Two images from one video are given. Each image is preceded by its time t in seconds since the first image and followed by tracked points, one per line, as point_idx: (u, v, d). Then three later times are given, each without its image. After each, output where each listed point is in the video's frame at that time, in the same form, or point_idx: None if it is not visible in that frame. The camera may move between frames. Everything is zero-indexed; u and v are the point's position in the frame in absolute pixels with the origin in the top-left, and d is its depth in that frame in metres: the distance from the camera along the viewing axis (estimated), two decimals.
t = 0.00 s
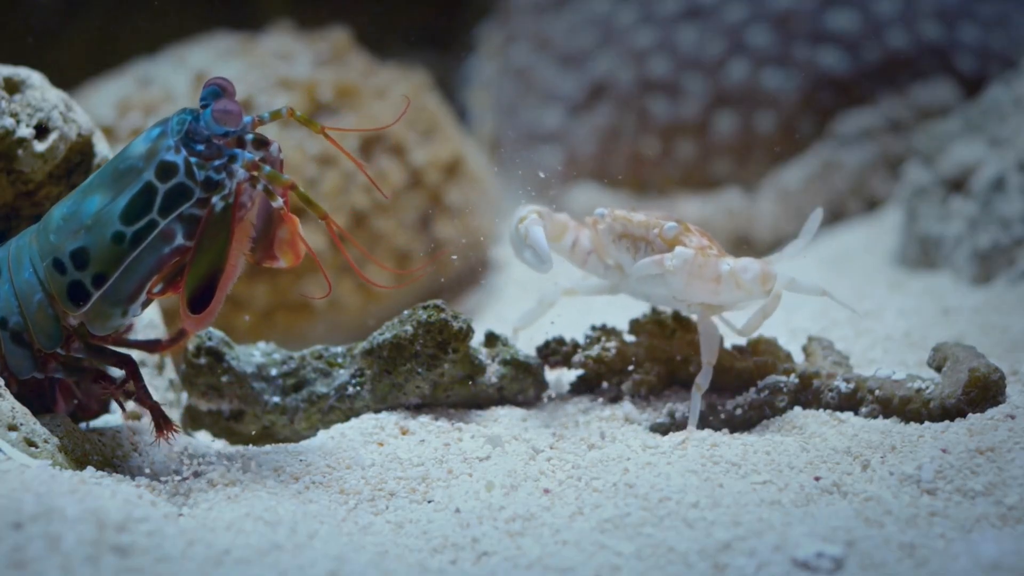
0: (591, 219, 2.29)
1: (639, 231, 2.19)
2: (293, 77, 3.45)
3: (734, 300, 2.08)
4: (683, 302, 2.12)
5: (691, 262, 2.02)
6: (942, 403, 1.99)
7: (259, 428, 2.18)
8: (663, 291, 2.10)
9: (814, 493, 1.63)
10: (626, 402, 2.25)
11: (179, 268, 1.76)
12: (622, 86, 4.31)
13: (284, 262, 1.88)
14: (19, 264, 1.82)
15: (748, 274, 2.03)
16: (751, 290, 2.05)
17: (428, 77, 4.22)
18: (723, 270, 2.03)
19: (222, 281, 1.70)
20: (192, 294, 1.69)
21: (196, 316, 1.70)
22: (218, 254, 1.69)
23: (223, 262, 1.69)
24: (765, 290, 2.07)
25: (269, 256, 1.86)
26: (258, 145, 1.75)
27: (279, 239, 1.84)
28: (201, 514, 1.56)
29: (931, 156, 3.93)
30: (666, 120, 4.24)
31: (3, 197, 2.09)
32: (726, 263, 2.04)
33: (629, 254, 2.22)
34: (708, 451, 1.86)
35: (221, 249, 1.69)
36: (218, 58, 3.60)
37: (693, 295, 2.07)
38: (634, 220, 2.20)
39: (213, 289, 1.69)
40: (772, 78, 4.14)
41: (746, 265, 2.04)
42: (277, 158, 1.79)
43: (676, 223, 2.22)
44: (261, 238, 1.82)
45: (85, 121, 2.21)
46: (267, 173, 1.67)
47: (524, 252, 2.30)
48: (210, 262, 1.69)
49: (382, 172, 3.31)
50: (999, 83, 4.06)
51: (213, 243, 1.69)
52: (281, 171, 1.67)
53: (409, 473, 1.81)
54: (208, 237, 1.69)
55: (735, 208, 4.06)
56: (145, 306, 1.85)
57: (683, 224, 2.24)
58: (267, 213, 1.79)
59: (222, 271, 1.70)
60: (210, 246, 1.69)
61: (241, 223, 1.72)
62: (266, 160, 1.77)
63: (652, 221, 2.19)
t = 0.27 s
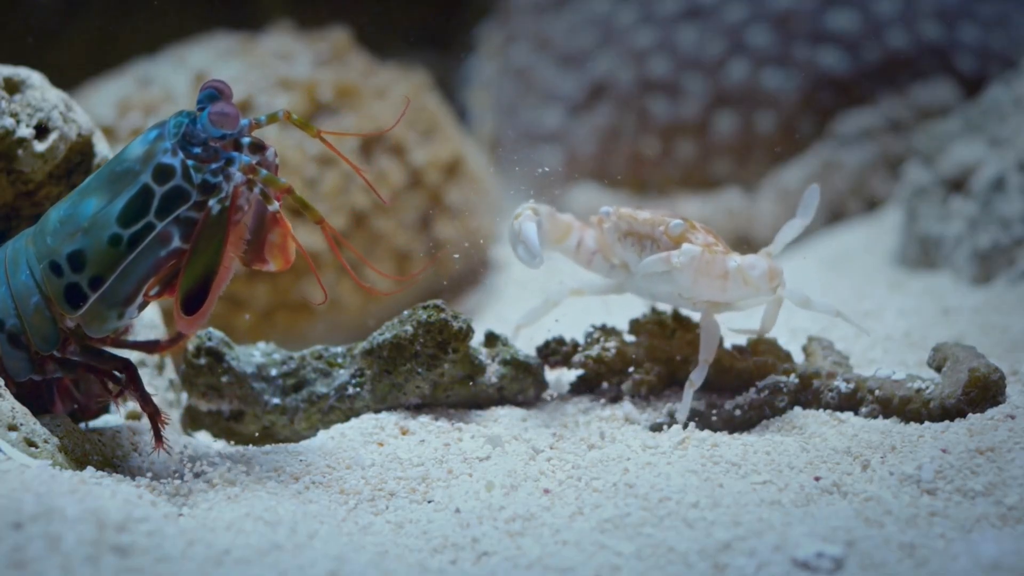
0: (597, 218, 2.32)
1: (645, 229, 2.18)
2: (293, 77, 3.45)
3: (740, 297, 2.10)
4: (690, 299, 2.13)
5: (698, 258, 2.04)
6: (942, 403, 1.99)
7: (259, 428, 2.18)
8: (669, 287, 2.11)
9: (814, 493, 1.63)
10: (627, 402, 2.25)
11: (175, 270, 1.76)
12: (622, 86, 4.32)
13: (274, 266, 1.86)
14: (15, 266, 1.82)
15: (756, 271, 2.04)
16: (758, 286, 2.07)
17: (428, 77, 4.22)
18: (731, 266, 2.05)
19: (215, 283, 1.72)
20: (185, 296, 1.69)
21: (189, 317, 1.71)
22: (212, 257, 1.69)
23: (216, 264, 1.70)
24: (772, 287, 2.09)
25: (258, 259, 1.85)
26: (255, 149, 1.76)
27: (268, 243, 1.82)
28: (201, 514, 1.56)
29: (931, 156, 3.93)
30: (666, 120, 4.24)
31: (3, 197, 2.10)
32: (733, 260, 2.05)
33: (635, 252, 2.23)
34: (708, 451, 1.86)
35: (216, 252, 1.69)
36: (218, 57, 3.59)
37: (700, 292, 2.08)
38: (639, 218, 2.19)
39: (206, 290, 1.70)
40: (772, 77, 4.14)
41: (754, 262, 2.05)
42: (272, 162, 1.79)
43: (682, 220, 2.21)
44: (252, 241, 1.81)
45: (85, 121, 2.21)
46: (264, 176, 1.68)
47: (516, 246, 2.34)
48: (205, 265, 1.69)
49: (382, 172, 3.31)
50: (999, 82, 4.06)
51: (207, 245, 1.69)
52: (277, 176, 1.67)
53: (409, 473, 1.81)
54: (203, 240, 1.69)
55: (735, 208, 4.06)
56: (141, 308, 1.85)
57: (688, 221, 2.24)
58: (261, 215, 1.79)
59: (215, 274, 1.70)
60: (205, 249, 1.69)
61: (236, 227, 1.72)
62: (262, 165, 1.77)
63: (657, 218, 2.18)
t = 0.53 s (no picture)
0: (603, 218, 2.36)
1: (651, 228, 2.24)
2: (293, 77, 3.45)
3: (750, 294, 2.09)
4: (699, 297, 2.14)
5: (706, 256, 2.06)
6: (942, 403, 1.99)
7: (260, 428, 2.18)
8: (678, 285, 2.12)
9: (814, 493, 1.63)
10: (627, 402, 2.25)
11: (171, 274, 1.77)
12: (622, 86, 4.32)
13: (264, 269, 1.87)
14: (13, 268, 1.82)
15: (764, 267, 2.06)
16: (767, 284, 2.07)
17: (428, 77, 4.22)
18: (740, 263, 2.05)
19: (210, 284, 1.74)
20: (181, 298, 1.73)
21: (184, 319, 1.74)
22: (207, 259, 1.73)
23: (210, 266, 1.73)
24: (780, 283, 2.09)
25: (249, 262, 1.85)
26: (251, 153, 1.76)
27: (261, 247, 1.83)
28: (201, 514, 1.56)
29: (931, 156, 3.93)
30: (666, 120, 4.24)
31: (3, 197, 2.10)
32: (742, 257, 2.06)
33: (642, 250, 2.28)
34: (708, 451, 1.86)
35: (211, 254, 1.73)
36: (218, 57, 3.60)
37: (709, 289, 2.08)
38: (646, 217, 2.25)
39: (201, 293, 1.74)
40: (772, 78, 4.14)
41: (762, 259, 2.07)
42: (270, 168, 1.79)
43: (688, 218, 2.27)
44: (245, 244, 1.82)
45: (85, 120, 2.21)
46: (261, 179, 1.70)
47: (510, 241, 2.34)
48: (200, 267, 1.73)
49: (382, 172, 3.31)
50: (999, 82, 4.06)
51: (203, 248, 1.73)
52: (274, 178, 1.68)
53: (409, 473, 1.81)
54: (198, 243, 1.73)
55: (735, 208, 4.06)
56: (139, 310, 1.85)
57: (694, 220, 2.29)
58: (256, 216, 1.80)
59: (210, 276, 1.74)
60: (200, 251, 1.73)
61: (232, 229, 1.74)
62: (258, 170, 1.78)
63: (663, 217, 2.25)
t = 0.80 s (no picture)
0: (609, 218, 2.31)
1: (658, 227, 2.22)
2: (293, 77, 3.45)
3: (758, 293, 2.12)
4: (706, 296, 2.16)
5: (716, 254, 2.07)
6: (942, 403, 1.99)
7: (260, 429, 2.19)
8: (686, 284, 2.14)
9: (814, 493, 1.63)
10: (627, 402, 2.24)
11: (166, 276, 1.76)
12: (622, 86, 4.32)
13: (254, 271, 1.86)
14: (9, 270, 1.82)
15: (773, 266, 2.09)
16: (776, 281, 2.10)
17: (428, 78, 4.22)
18: (749, 262, 2.07)
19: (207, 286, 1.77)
20: (178, 298, 1.75)
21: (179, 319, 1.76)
22: (204, 261, 1.75)
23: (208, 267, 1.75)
24: (787, 282, 2.13)
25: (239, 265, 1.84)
26: (249, 156, 1.76)
27: (252, 249, 1.83)
28: (201, 514, 1.56)
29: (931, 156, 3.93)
30: (665, 120, 4.25)
31: (3, 197, 2.10)
32: (751, 255, 2.09)
33: (649, 250, 2.25)
34: (708, 451, 1.86)
35: (208, 256, 1.75)
36: (218, 57, 3.60)
37: (718, 288, 2.11)
38: (652, 217, 2.23)
39: (197, 294, 1.76)
40: (772, 77, 4.14)
41: (771, 257, 2.10)
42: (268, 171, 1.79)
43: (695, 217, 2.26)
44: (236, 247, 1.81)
45: (85, 120, 2.21)
46: (258, 183, 1.70)
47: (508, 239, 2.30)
48: (197, 268, 1.75)
49: (382, 172, 3.31)
50: (999, 82, 4.06)
51: (200, 249, 1.74)
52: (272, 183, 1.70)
53: (409, 473, 1.81)
54: (196, 245, 1.73)
55: (734, 208, 4.08)
56: (136, 312, 1.85)
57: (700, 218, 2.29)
58: (252, 218, 1.78)
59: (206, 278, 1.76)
60: (197, 252, 1.74)
61: (230, 232, 1.75)
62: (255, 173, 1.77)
63: (670, 216, 2.22)
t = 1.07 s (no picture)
0: (617, 219, 2.29)
1: (667, 227, 2.20)
2: (293, 77, 3.45)
3: (769, 291, 2.14)
4: (717, 295, 2.17)
5: (727, 253, 2.08)
6: (942, 403, 1.99)
7: (260, 429, 2.19)
8: (697, 282, 2.15)
9: (814, 493, 1.63)
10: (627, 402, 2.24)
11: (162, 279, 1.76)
12: (622, 86, 4.32)
13: (243, 275, 1.87)
14: (6, 273, 1.83)
15: (785, 264, 2.10)
16: (788, 280, 2.12)
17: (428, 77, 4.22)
18: (761, 260, 2.09)
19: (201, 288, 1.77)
20: (172, 300, 1.75)
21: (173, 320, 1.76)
22: (199, 264, 1.75)
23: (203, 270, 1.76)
24: (798, 280, 2.14)
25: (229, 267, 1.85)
26: (245, 160, 1.75)
27: (243, 253, 1.83)
28: (201, 514, 1.56)
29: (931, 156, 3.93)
30: (666, 120, 4.25)
31: (3, 197, 2.10)
32: (764, 254, 2.10)
33: (657, 251, 2.22)
34: (708, 451, 1.86)
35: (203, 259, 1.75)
36: (218, 57, 3.60)
37: (729, 286, 2.12)
38: (660, 217, 2.21)
39: (192, 296, 1.76)
40: (772, 77, 4.13)
41: (783, 255, 2.11)
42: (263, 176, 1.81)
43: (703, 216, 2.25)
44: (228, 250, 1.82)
45: (85, 120, 2.21)
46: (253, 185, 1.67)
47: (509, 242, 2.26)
48: (193, 271, 1.75)
49: (382, 172, 3.31)
50: (999, 82, 4.06)
51: (197, 252, 1.74)
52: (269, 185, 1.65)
53: (409, 473, 1.81)
54: (192, 247, 1.73)
55: (734, 208, 4.07)
56: (132, 315, 1.85)
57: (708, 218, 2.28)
58: (247, 220, 1.79)
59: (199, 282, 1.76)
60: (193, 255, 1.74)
61: (226, 235, 1.76)
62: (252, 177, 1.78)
63: (679, 216, 2.21)
